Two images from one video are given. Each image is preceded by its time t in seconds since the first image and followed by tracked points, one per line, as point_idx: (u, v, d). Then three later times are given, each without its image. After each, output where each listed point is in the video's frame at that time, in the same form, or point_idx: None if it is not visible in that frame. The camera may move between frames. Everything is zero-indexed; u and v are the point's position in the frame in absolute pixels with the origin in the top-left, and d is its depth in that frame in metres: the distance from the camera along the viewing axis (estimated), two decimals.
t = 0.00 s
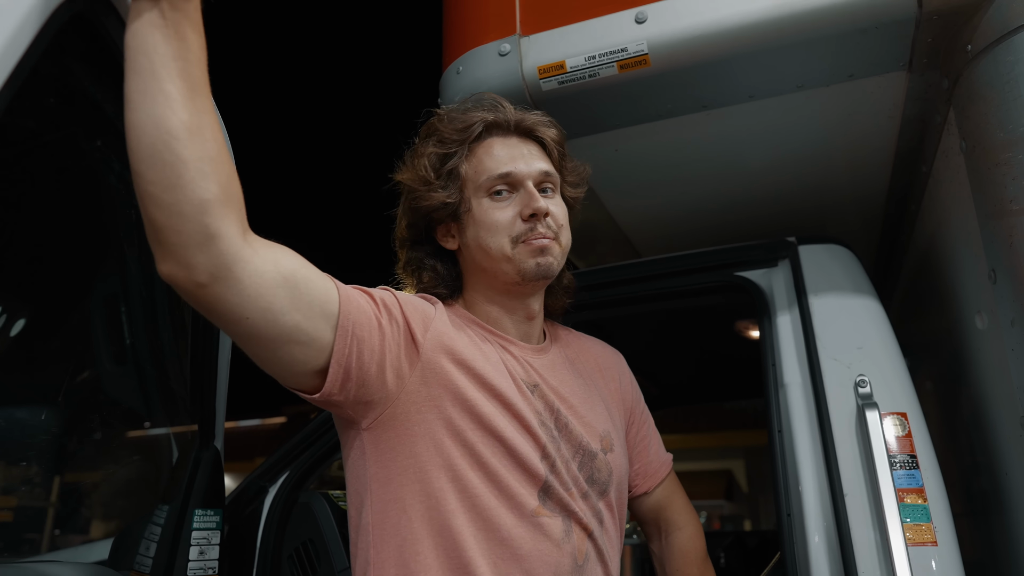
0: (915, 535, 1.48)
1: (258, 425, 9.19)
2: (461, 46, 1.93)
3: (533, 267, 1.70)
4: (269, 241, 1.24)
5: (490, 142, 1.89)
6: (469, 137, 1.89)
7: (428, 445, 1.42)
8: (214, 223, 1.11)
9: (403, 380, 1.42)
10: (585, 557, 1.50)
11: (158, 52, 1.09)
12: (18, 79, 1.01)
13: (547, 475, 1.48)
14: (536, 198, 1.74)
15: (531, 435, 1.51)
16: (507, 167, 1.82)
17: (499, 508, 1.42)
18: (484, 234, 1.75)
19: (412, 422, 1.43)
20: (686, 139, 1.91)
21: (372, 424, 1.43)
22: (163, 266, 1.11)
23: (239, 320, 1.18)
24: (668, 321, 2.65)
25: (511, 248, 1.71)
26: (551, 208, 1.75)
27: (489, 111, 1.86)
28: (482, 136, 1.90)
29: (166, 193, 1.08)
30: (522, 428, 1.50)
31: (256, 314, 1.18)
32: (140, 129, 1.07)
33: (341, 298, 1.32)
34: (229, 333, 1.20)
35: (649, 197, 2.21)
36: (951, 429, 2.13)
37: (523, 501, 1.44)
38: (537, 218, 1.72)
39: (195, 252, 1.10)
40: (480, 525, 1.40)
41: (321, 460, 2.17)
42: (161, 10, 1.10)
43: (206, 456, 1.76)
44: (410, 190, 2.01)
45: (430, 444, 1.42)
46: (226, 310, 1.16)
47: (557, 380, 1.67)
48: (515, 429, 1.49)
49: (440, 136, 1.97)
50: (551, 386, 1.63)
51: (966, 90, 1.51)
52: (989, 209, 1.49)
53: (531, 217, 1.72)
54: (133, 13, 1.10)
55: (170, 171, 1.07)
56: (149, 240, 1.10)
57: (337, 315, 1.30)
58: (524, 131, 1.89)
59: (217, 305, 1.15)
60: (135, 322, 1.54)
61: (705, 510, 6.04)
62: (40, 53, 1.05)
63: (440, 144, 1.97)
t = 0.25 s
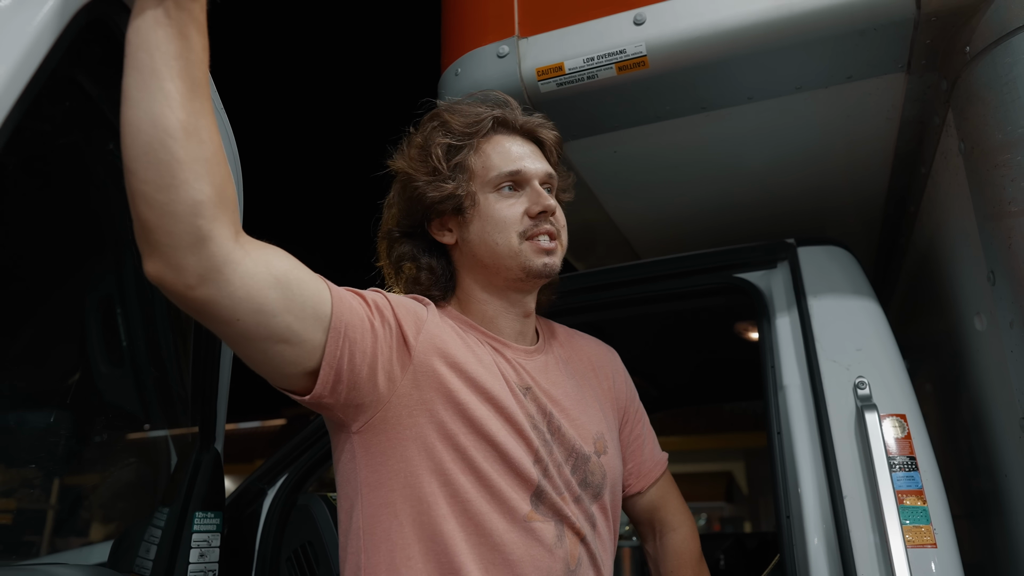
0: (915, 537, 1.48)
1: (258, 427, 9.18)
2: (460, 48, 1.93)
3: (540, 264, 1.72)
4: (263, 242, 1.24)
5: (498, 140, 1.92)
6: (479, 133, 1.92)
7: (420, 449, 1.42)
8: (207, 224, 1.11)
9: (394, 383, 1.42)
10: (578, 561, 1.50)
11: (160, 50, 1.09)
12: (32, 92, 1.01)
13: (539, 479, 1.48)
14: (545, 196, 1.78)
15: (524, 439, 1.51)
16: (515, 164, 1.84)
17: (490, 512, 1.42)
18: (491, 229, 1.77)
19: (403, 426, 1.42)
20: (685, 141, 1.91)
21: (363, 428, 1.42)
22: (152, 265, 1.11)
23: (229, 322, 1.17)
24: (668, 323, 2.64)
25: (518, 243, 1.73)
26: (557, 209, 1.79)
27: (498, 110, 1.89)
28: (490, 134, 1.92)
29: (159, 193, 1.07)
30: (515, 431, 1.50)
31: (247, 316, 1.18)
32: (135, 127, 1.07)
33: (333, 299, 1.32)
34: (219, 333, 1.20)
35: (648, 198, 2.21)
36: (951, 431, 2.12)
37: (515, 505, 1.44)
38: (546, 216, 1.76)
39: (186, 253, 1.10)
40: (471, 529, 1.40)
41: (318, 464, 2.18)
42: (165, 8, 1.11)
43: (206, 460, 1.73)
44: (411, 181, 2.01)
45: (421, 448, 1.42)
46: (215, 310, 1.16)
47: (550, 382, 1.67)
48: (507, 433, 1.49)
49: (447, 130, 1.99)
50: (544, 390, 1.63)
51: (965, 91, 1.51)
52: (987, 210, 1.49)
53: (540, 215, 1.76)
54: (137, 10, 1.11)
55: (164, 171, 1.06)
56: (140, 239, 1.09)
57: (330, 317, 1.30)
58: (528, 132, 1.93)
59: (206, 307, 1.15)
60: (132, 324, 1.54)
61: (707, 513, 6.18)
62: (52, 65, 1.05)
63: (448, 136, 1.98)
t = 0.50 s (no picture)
0: (914, 539, 1.48)
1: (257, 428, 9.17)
2: (459, 50, 1.93)
3: (523, 262, 1.71)
4: (253, 245, 1.24)
5: (459, 143, 1.91)
6: (437, 142, 1.91)
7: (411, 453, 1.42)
8: (197, 227, 1.12)
9: (387, 386, 1.42)
10: (568, 567, 1.49)
11: (150, 52, 1.09)
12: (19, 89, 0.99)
13: (530, 483, 1.48)
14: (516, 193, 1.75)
15: (516, 443, 1.50)
16: (481, 165, 1.82)
17: (480, 516, 1.42)
18: (470, 238, 1.75)
19: (395, 429, 1.42)
20: (684, 142, 1.91)
21: (355, 430, 1.42)
22: (142, 267, 1.12)
23: (220, 324, 1.18)
24: (667, 325, 2.64)
25: (499, 246, 1.72)
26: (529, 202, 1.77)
27: (452, 115, 1.91)
28: (449, 140, 1.92)
29: (148, 195, 1.08)
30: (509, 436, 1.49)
31: (238, 318, 1.19)
32: (125, 130, 1.07)
33: (325, 302, 1.32)
34: (210, 336, 1.20)
35: (647, 200, 2.20)
36: (950, 433, 2.12)
37: (506, 510, 1.43)
38: (520, 212, 1.73)
39: (175, 255, 1.11)
40: (461, 533, 1.40)
41: (317, 466, 2.19)
42: (154, 11, 1.10)
43: (204, 460, 1.73)
44: (381, 206, 1.98)
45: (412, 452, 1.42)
46: (207, 313, 1.16)
47: (543, 385, 1.66)
48: (500, 437, 1.49)
49: (406, 148, 1.97)
50: (537, 393, 1.62)
51: (964, 93, 1.51)
52: (986, 212, 1.49)
53: (513, 213, 1.74)
54: (126, 13, 1.10)
55: (154, 173, 1.07)
56: (129, 241, 1.10)
57: (321, 320, 1.31)
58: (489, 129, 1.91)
59: (197, 309, 1.15)
60: (132, 325, 1.54)
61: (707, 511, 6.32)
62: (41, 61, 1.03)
63: (407, 155, 1.97)
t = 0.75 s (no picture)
0: (915, 544, 1.48)
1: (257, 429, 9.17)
2: (460, 53, 1.93)
3: (479, 266, 1.65)
4: (243, 252, 1.23)
5: (408, 158, 1.88)
6: (383, 163, 1.91)
7: (398, 463, 1.41)
8: (188, 232, 1.09)
9: (372, 397, 1.42)
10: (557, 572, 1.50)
11: (145, 55, 1.06)
12: (18, 92, 0.97)
13: (518, 491, 1.48)
14: (463, 200, 1.72)
15: (504, 450, 1.50)
16: (429, 179, 1.80)
17: (469, 525, 1.41)
18: (426, 252, 1.73)
19: (382, 439, 1.42)
20: (686, 146, 1.91)
21: (341, 441, 1.42)
22: (130, 271, 1.09)
23: (209, 331, 1.16)
24: (668, 328, 2.64)
25: (453, 256, 1.68)
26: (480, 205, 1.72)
27: (393, 135, 1.91)
28: (395, 158, 1.91)
29: (140, 199, 1.05)
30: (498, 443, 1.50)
31: (227, 325, 1.17)
32: (117, 132, 1.04)
33: (313, 311, 1.32)
34: (197, 342, 1.19)
35: (649, 203, 2.20)
36: (951, 436, 2.12)
37: (494, 518, 1.43)
38: (468, 218, 1.69)
39: (166, 260, 1.08)
40: (449, 542, 1.39)
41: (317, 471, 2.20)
42: (150, 13, 1.08)
43: (205, 464, 1.71)
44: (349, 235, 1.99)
45: (399, 462, 1.41)
46: (195, 319, 1.15)
47: (532, 391, 1.65)
48: (488, 445, 1.49)
49: (359, 174, 1.99)
50: (525, 399, 1.61)
51: (966, 98, 1.51)
52: (988, 218, 1.49)
53: (463, 220, 1.70)
54: (122, 14, 1.08)
55: (146, 177, 1.04)
56: (118, 244, 1.07)
57: (309, 330, 1.30)
58: (437, 137, 1.89)
59: (186, 315, 1.13)
60: (133, 328, 1.55)
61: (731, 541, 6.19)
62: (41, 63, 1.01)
63: (359, 183, 1.98)
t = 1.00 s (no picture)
0: (918, 546, 1.48)
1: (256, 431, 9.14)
2: (462, 56, 1.93)
3: (473, 273, 1.67)
4: (237, 255, 1.22)
5: (390, 161, 1.86)
6: (365, 166, 1.87)
7: (388, 467, 1.41)
8: (184, 235, 1.09)
9: (362, 403, 1.41)
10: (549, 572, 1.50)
11: (144, 56, 1.06)
12: (24, 95, 0.98)
13: (508, 492, 1.48)
14: (452, 202, 1.73)
15: (494, 453, 1.50)
16: (415, 182, 1.79)
17: (461, 528, 1.41)
18: (416, 257, 1.73)
19: (371, 444, 1.41)
20: (688, 147, 1.91)
21: (330, 446, 1.41)
22: (125, 273, 1.08)
23: (202, 333, 1.16)
24: (669, 329, 2.64)
25: (445, 260, 1.69)
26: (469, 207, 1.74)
27: (375, 138, 1.88)
28: (377, 161, 1.88)
29: (136, 200, 1.05)
30: (488, 445, 1.50)
31: (220, 328, 1.17)
32: (114, 132, 1.04)
33: (306, 317, 1.32)
34: (190, 345, 1.18)
35: (650, 205, 2.21)
36: (952, 438, 2.12)
37: (484, 520, 1.43)
38: (459, 221, 1.70)
39: (161, 262, 1.08)
40: (441, 545, 1.39)
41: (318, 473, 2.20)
42: (150, 14, 1.08)
43: (207, 466, 1.75)
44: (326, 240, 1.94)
45: (389, 466, 1.41)
46: (188, 322, 1.14)
47: (518, 395, 1.63)
48: (477, 447, 1.48)
49: (337, 177, 1.93)
50: (513, 402, 1.60)
51: (968, 100, 1.52)
52: (990, 220, 1.49)
53: (453, 223, 1.71)
54: (121, 14, 1.08)
55: (143, 178, 1.04)
56: (112, 245, 1.07)
57: (302, 335, 1.30)
58: (418, 139, 1.89)
59: (179, 316, 1.13)
60: (134, 330, 1.54)
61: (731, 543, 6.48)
62: (46, 67, 1.01)
63: (339, 185, 1.93)
